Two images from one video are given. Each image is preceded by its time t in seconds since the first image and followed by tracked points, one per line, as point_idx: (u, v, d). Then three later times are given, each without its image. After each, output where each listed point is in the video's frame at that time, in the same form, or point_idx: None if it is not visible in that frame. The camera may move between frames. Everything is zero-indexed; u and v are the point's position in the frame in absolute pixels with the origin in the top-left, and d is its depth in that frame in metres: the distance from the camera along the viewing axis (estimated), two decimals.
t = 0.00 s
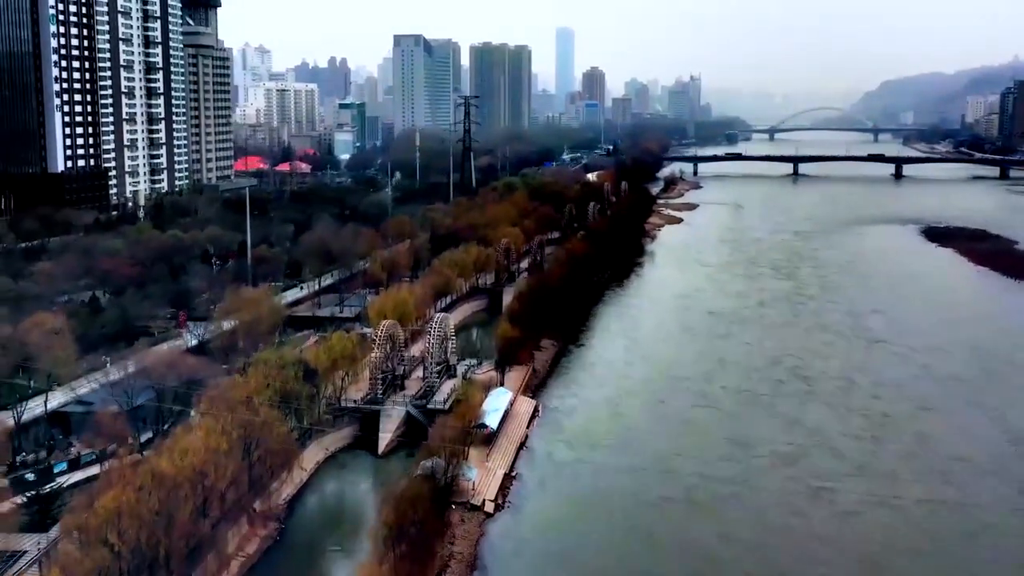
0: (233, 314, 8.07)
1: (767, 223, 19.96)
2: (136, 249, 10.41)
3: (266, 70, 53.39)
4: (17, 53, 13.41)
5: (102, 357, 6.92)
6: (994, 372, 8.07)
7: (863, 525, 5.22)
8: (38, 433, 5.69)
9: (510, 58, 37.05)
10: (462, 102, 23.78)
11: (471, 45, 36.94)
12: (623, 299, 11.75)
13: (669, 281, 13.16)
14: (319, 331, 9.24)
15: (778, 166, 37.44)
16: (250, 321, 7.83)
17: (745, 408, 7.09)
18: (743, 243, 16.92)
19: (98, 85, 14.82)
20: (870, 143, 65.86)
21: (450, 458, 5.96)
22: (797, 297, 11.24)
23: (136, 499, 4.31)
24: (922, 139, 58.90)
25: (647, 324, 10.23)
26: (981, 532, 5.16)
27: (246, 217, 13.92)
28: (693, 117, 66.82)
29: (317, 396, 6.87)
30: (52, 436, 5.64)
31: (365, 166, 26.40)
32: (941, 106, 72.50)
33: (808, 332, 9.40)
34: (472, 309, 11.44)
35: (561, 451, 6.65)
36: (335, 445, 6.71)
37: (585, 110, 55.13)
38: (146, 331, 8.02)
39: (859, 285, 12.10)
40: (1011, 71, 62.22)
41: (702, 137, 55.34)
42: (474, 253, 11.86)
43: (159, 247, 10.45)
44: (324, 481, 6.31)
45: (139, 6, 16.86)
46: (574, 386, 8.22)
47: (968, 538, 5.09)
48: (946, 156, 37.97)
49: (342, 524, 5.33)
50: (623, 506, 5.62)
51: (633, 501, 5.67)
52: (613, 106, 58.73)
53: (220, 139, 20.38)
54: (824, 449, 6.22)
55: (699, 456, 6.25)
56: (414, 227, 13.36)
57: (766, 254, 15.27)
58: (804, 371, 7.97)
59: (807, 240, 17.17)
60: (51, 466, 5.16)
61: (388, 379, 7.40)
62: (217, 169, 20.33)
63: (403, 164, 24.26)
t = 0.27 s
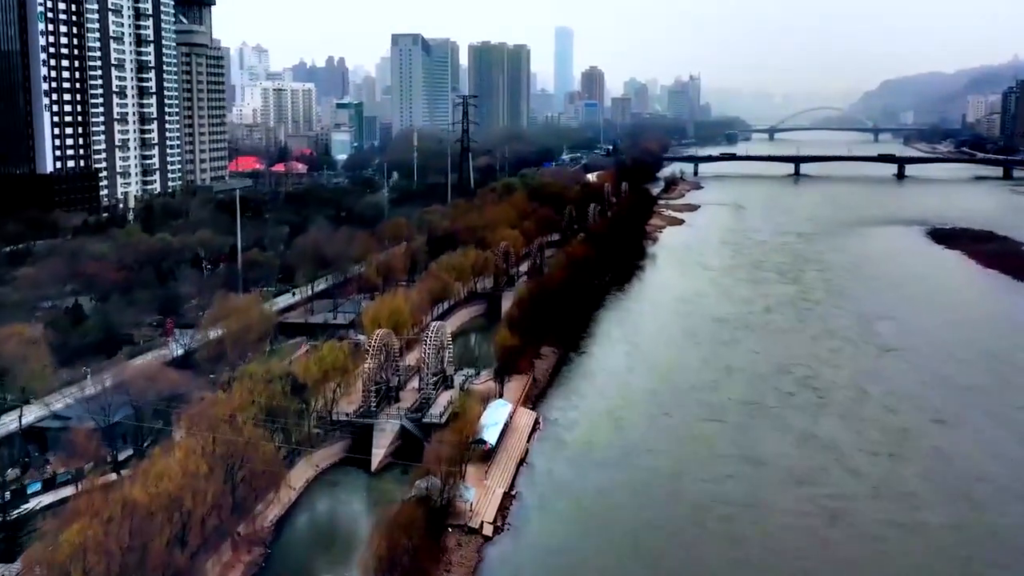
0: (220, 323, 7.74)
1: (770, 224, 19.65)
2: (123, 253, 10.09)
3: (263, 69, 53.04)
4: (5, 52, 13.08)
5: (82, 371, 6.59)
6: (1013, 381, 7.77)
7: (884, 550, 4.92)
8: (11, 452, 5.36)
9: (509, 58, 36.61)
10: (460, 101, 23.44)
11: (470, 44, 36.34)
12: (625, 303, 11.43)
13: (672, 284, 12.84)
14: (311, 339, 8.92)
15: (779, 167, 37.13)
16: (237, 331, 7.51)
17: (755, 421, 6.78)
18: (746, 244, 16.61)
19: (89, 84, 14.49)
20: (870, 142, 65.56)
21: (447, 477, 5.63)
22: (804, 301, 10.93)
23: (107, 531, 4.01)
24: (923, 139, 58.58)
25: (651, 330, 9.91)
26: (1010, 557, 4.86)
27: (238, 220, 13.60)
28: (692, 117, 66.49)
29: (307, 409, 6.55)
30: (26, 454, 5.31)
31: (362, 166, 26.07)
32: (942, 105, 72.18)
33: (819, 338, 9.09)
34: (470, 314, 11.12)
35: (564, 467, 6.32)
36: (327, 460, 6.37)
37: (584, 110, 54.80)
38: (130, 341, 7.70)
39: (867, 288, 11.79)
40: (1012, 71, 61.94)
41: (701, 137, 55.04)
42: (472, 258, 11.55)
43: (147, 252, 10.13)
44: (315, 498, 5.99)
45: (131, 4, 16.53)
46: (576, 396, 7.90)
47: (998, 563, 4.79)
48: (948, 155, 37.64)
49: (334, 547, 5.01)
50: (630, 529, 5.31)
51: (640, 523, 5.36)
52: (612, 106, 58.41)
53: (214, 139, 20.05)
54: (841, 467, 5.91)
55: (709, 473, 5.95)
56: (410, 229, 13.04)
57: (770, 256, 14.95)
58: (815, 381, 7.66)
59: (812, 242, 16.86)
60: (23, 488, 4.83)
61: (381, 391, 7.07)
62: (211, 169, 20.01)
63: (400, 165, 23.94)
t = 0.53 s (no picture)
0: (205, 332, 7.40)
1: (773, 225, 19.34)
2: (110, 259, 9.77)
3: (261, 68, 52.66)
4: None
5: (59, 385, 6.27)
6: None
7: None
8: None
9: (508, 57, 36.18)
10: (458, 101, 23.11)
11: (469, 43, 35.81)
12: (628, 308, 11.13)
13: (676, 288, 12.55)
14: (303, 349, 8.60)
15: (780, 166, 36.81)
16: (223, 340, 7.17)
17: (768, 438, 6.48)
18: (750, 247, 16.31)
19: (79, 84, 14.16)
20: (870, 142, 65.25)
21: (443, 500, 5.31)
22: (813, 305, 10.63)
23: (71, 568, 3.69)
24: (923, 138, 58.26)
25: (655, 337, 9.60)
26: None
27: (231, 224, 13.29)
28: (692, 117, 66.17)
29: (295, 425, 6.22)
30: None
31: (360, 166, 25.75)
32: (943, 105, 71.86)
33: (830, 346, 8.79)
34: (468, 320, 10.81)
35: (567, 485, 6.01)
36: (318, 477, 6.04)
37: (584, 109, 54.45)
38: (113, 351, 7.38)
39: (876, 293, 11.49)
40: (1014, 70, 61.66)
41: (701, 137, 54.71)
42: (470, 262, 11.24)
43: (135, 257, 9.82)
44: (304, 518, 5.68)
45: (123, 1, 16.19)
46: (580, 408, 7.59)
47: None
48: (950, 155, 37.32)
49: None
50: (636, 557, 5.00)
51: (648, 552, 5.05)
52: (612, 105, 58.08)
53: (208, 140, 19.73)
54: (859, 488, 5.62)
55: (720, 495, 5.66)
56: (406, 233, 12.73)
57: (775, 257, 14.64)
58: (829, 393, 7.36)
59: (817, 243, 16.55)
60: None
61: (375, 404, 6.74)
62: (205, 171, 19.68)
63: (397, 166, 23.63)
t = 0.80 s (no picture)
0: (190, 343, 7.08)
1: (776, 227, 19.03)
2: (95, 263, 9.46)
3: (258, 68, 52.31)
4: None
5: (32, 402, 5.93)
6: None
7: None
8: None
9: (508, 57, 35.83)
10: (456, 101, 22.79)
11: (467, 43, 35.44)
12: (631, 313, 10.82)
13: (679, 292, 12.24)
14: (294, 359, 8.28)
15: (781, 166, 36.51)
16: (209, 351, 6.84)
17: (780, 454, 6.17)
18: (754, 248, 16.00)
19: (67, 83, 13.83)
20: (870, 142, 64.95)
21: (438, 526, 4.97)
22: (821, 309, 10.33)
23: None
24: (924, 138, 57.94)
25: (659, 343, 9.29)
26: None
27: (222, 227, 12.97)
28: (691, 117, 65.87)
29: (282, 442, 5.88)
30: None
31: (357, 167, 25.43)
32: (943, 104, 71.55)
33: (841, 354, 8.48)
34: (466, 326, 10.50)
35: (572, 506, 5.68)
36: (307, 497, 5.70)
37: (583, 109, 54.13)
38: (93, 362, 7.06)
39: (885, 297, 11.18)
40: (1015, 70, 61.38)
41: (701, 137, 54.39)
42: (468, 266, 10.92)
43: (122, 262, 9.51)
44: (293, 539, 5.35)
45: None
46: (582, 419, 7.28)
47: None
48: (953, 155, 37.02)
49: None
50: None
51: None
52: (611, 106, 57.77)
53: (202, 140, 19.41)
54: (881, 509, 5.33)
55: (732, 516, 5.35)
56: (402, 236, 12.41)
57: (780, 258, 14.33)
58: (843, 405, 7.06)
59: (821, 245, 16.24)
60: None
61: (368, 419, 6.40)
62: (199, 172, 19.36)
63: (394, 167, 23.31)
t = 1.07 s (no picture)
0: (173, 355, 6.76)
1: (780, 229, 18.74)
2: (79, 270, 9.15)
3: (255, 67, 51.97)
4: None
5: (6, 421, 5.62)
6: None
7: None
8: None
9: (506, 57, 35.53)
10: (454, 101, 22.48)
11: (466, 43, 35.22)
12: (634, 319, 10.51)
13: (683, 296, 11.93)
14: (285, 370, 7.97)
15: (782, 167, 36.22)
16: (193, 363, 6.52)
17: (795, 476, 5.87)
18: (758, 251, 15.70)
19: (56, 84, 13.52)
20: (870, 142, 64.65)
21: (433, 556, 4.66)
22: (830, 316, 10.03)
23: None
24: (925, 138, 57.65)
25: (664, 351, 8.98)
26: None
27: (214, 231, 12.66)
28: (691, 116, 65.54)
29: (269, 461, 5.56)
30: None
31: (353, 168, 25.11)
32: (944, 104, 71.26)
33: (854, 364, 8.18)
34: (464, 333, 10.19)
35: (576, 532, 5.36)
36: (296, 519, 5.37)
37: (582, 109, 53.79)
38: (72, 376, 6.76)
39: (896, 302, 10.89)
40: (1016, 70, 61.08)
41: (700, 137, 54.09)
42: (466, 272, 10.61)
43: (108, 271, 9.21)
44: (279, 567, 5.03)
45: None
46: (585, 433, 6.96)
47: None
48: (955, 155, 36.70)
49: None
50: None
51: None
52: (610, 105, 57.48)
53: (195, 140, 19.08)
54: (908, 542, 5.04)
55: (748, 547, 5.05)
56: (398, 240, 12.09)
57: (785, 262, 14.03)
58: (859, 419, 6.77)
59: (827, 247, 15.94)
60: None
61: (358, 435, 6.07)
62: (192, 173, 19.04)
63: (392, 168, 22.99)
